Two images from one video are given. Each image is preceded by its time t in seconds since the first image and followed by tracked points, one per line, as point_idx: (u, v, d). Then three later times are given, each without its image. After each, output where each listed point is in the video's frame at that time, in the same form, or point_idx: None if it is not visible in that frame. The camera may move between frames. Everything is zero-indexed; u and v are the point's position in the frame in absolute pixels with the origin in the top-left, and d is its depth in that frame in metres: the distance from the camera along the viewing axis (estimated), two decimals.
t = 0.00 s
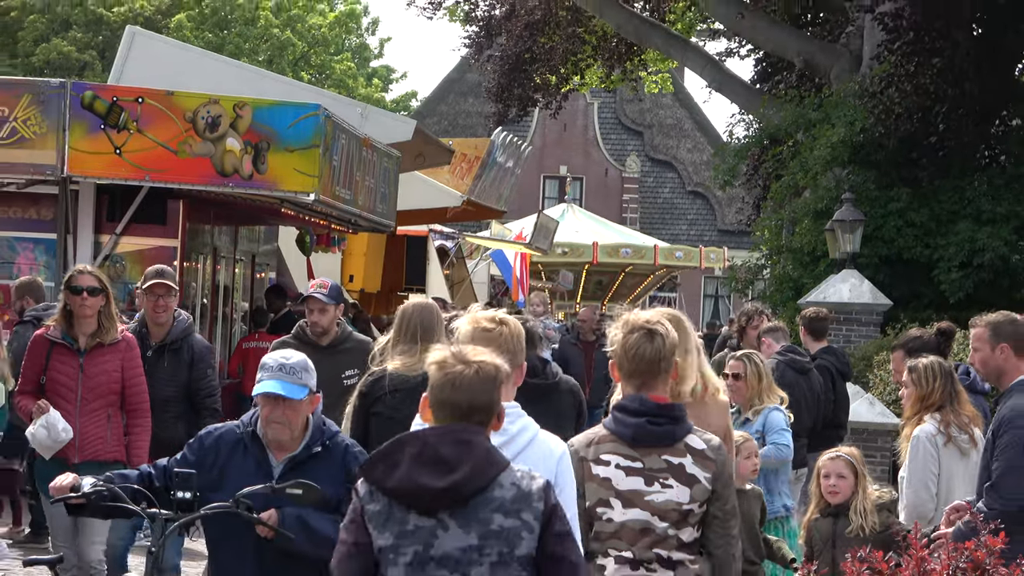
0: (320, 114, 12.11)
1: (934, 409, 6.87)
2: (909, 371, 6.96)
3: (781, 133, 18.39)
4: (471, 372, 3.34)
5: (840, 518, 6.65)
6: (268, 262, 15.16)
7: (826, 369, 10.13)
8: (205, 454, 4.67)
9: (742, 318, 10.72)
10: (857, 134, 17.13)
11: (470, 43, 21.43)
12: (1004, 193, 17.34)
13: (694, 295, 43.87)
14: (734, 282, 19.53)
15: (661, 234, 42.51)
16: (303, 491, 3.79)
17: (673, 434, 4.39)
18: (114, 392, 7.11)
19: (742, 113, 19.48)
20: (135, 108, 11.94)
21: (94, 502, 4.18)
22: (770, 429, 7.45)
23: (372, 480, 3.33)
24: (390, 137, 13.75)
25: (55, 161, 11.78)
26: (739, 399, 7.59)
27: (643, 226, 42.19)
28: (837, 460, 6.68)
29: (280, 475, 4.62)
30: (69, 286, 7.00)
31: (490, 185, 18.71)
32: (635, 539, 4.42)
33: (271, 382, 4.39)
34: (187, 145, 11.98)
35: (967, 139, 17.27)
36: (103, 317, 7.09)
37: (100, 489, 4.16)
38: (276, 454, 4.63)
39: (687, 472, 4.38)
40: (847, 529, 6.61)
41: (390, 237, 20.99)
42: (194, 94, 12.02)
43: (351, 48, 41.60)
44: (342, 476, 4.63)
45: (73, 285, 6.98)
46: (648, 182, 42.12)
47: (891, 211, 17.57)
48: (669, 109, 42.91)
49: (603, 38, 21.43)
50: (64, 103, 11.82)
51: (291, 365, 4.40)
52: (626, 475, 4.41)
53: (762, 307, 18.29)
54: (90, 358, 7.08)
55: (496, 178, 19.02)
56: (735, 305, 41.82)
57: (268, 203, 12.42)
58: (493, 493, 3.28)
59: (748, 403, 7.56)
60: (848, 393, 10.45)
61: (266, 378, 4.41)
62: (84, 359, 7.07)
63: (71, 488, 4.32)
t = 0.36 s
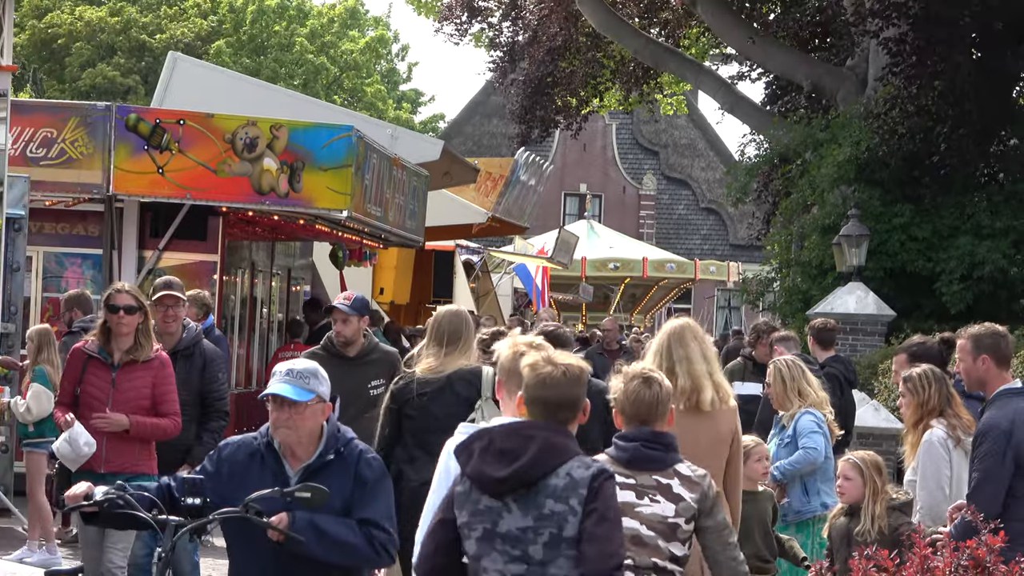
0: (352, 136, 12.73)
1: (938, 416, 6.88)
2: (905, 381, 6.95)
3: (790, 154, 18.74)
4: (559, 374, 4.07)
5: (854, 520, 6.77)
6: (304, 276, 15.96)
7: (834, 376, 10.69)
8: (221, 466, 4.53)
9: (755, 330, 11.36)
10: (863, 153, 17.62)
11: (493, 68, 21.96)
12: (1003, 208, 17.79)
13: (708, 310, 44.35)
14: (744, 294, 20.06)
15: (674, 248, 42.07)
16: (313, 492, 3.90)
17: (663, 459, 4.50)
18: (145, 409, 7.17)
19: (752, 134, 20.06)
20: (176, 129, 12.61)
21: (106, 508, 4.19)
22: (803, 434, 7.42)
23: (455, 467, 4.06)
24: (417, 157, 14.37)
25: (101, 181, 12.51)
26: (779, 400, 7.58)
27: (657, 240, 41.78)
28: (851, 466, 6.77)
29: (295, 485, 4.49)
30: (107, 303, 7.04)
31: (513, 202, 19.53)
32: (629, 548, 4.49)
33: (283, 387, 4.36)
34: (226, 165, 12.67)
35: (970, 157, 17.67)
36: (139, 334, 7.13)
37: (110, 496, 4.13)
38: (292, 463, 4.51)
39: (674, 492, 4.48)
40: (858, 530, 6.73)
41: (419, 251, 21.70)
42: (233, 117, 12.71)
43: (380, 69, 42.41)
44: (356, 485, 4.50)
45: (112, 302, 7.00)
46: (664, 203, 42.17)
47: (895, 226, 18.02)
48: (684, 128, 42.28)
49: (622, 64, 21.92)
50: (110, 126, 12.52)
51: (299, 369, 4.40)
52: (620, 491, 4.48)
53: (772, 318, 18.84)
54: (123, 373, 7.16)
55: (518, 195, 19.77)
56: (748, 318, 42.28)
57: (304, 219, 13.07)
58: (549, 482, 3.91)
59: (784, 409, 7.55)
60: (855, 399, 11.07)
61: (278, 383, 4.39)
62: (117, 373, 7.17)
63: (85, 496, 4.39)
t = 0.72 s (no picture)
0: (391, 158, 13.41)
1: (961, 426, 7.06)
2: (927, 395, 7.09)
3: (807, 175, 19.48)
4: (616, 389, 4.64)
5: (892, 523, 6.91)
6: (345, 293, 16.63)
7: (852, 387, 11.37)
8: (240, 463, 4.80)
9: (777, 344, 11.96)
10: (877, 176, 18.23)
11: (525, 94, 22.41)
12: (1011, 227, 18.36)
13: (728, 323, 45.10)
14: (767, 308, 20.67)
15: (698, 266, 43.62)
16: (334, 508, 4.13)
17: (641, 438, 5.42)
18: (181, 416, 7.93)
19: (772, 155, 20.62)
20: (226, 153, 13.31)
21: (129, 518, 4.36)
22: (848, 446, 8.00)
23: (547, 474, 4.59)
24: (453, 178, 15.10)
25: (153, 203, 13.22)
26: (821, 412, 8.20)
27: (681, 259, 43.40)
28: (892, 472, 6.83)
29: (313, 482, 4.74)
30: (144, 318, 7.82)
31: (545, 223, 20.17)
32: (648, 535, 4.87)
33: (304, 383, 4.60)
34: (272, 187, 13.32)
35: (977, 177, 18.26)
36: (179, 347, 7.90)
37: (135, 506, 4.32)
38: (310, 460, 4.77)
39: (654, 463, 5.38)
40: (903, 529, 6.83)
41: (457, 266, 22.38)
42: (278, 141, 13.35)
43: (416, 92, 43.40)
44: (374, 484, 4.75)
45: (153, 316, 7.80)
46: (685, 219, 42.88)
47: (908, 244, 18.58)
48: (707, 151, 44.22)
49: (648, 89, 22.09)
50: (161, 150, 13.23)
51: (318, 367, 4.64)
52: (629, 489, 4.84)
53: (790, 331, 19.51)
54: (163, 381, 7.92)
55: (550, 216, 20.43)
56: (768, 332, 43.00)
57: (346, 239, 13.71)
58: (638, 486, 4.59)
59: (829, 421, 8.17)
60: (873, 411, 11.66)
61: (299, 379, 4.62)
62: (158, 382, 7.93)
63: (107, 505, 4.40)
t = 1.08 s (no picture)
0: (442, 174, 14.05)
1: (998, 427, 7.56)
2: (966, 400, 7.59)
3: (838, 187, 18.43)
4: (666, 403, 5.04)
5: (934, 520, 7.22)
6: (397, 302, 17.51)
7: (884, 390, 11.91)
8: (286, 467, 4.74)
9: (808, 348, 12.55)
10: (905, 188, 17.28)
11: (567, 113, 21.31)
12: None
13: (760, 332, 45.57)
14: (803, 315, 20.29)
15: (734, 275, 44.11)
16: (373, 516, 4.01)
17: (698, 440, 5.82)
18: (222, 419, 8.26)
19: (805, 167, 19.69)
20: (283, 169, 13.98)
21: (169, 525, 4.29)
22: (904, 452, 8.00)
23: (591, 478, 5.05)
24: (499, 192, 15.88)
25: (216, 217, 13.94)
26: (879, 418, 8.19)
27: (718, 269, 43.70)
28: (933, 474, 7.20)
29: (357, 489, 4.66)
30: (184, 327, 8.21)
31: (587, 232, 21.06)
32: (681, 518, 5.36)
33: (350, 389, 4.56)
34: (327, 202, 14.00)
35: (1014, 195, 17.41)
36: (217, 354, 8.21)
37: (175, 512, 4.26)
38: (354, 469, 4.69)
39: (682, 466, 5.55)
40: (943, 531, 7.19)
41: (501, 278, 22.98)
42: (333, 158, 14.06)
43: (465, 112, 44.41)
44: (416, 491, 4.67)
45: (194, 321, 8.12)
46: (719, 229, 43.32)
47: (934, 253, 17.62)
48: (744, 165, 44.14)
49: (685, 106, 20.57)
50: (223, 167, 13.92)
51: (364, 375, 4.59)
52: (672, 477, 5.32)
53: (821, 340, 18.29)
54: (205, 387, 8.26)
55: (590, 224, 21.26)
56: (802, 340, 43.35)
57: (398, 250, 14.43)
58: (666, 482, 4.90)
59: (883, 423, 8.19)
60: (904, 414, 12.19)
61: (346, 384, 4.58)
62: (200, 389, 8.27)
63: (147, 511, 4.41)
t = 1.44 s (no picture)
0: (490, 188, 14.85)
1: None
2: (996, 402, 8.03)
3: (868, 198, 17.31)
4: (686, 406, 5.27)
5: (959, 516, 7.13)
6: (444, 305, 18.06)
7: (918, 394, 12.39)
8: (307, 466, 4.31)
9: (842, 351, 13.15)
10: (932, 199, 16.06)
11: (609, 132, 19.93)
12: None
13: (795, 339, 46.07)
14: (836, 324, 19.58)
15: (768, 284, 44.61)
16: (390, 516, 3.66)
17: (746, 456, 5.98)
18: (276, 423, 7.60)
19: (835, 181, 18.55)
20: (339, 183, 14.66)
21: (186, 528, 3.87)
22: (955, 451, 8.52)
23: (640, 471, 5.18)
24: (546, 205, 16.76)
25: (274, 227, 14.60)
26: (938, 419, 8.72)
27: (752, 278, 44.07)
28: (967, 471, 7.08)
29: (382, 486, 4.24)
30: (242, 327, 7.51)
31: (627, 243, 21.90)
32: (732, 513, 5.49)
33: (367, 385, 4.12)
34: (381, 213, 14.75)
35: None
36: (273, 358, 7.55)
37: (193, 515, 3.84)
38: (378, 464, 4.27)
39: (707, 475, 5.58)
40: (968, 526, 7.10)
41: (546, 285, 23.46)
42: (387, 171, 14.77)
43: (513, 129, 44.91)
44: (440, 486, 4.24)
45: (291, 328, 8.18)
46: (754, 240, 43.76)
47: (960, 261, 16.30)
48: (777, 179, 44.63)
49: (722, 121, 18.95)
50: (281, 181, 14.57)
51: (383, 369, 4.15)
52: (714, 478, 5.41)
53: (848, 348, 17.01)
54: (259, 392, 7.59)
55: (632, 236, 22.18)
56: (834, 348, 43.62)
57: (447, 257, 15.21)
58: (714, 478, 5.17)
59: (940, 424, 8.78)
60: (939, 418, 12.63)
61: (362, 382, 4.14)
62: (254, 393, 7.59)
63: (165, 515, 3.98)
